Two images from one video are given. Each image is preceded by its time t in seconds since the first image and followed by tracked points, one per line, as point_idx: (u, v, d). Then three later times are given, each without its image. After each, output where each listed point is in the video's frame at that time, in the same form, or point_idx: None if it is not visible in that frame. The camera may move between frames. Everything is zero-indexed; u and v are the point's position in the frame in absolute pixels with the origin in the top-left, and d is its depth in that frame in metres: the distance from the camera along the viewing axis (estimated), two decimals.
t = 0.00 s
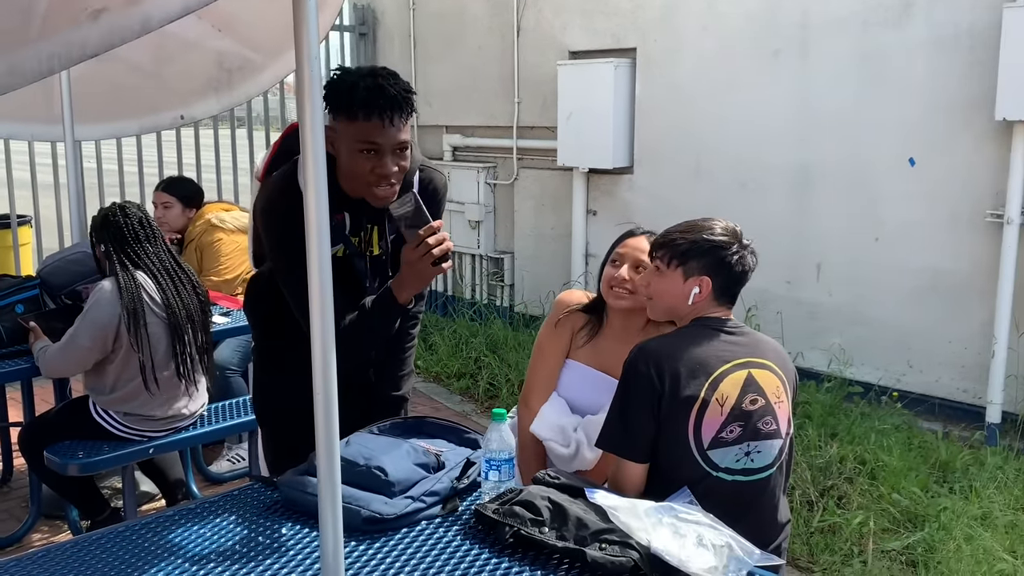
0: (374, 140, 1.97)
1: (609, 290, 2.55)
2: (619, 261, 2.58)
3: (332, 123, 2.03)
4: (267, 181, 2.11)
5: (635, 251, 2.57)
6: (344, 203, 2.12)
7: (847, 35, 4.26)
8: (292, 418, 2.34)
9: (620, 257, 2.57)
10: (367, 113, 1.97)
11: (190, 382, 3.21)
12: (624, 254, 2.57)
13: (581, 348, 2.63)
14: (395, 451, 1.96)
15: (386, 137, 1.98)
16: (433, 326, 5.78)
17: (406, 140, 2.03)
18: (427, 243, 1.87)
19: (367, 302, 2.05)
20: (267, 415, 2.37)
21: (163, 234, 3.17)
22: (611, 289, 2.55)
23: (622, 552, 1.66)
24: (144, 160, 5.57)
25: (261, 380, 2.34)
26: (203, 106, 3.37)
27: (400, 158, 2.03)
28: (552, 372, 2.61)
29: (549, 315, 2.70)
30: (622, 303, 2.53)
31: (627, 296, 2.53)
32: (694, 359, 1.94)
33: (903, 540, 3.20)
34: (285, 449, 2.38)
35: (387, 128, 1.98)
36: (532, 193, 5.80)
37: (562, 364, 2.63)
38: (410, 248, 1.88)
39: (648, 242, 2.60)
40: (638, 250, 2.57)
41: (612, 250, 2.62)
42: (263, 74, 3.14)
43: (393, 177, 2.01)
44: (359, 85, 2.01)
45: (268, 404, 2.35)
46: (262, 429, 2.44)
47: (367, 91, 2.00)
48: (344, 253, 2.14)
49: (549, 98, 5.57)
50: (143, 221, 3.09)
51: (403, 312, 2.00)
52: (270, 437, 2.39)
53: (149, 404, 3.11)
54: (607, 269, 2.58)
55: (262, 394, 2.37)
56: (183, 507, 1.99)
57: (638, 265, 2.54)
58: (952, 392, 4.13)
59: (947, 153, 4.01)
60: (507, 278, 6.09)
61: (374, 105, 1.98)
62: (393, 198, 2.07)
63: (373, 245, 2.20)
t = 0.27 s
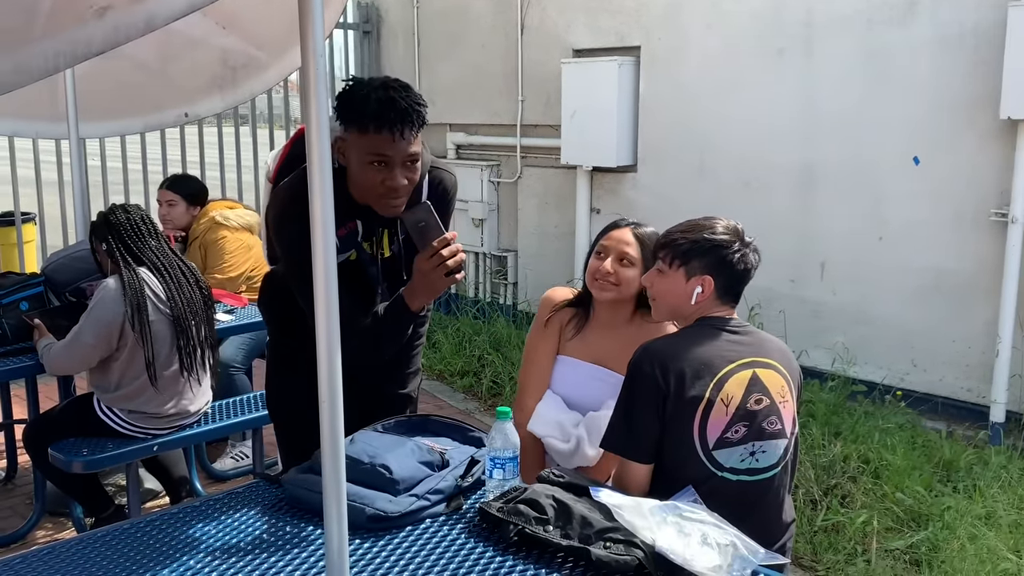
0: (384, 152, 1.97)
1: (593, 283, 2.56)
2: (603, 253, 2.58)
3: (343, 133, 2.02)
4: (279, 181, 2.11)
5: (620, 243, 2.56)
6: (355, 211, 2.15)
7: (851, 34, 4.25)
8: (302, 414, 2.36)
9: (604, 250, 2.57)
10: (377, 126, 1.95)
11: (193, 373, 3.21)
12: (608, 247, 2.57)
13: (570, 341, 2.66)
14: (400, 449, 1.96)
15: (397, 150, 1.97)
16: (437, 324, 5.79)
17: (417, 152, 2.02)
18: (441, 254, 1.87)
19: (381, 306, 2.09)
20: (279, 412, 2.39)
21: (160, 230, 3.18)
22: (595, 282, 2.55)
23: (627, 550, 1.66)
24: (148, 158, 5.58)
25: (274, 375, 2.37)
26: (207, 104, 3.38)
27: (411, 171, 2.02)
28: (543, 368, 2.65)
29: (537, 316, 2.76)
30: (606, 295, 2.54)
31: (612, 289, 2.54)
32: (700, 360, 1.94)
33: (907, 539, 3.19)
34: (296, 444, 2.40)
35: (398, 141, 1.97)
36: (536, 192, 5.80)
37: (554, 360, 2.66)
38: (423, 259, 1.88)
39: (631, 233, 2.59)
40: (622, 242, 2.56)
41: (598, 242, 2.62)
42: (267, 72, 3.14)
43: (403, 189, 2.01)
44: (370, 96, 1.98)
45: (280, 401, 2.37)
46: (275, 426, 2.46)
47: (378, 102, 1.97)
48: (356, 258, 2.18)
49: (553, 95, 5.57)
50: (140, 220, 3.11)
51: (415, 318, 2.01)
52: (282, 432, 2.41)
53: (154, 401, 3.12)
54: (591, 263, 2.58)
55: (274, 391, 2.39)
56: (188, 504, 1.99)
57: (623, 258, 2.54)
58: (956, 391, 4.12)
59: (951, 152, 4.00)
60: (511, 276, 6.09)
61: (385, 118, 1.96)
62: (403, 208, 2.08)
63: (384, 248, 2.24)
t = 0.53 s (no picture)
0: (394, 155, 1.97)
1: (584, 280, 2.61)
2: (594, 252, 2.62)
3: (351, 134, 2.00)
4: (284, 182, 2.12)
5: (610, 242, 2.61)
6: (357, 207, 2.14)
7: (853, 34, 4.25)
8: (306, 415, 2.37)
9: (596, 248, 2.62)
10: (388, 128, 1.95)
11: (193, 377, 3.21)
12: (599, 245, 2.62)
13: (556, 344, 2.69)
14: (402, 450, 1.95)
15: (407, 153, 1.98)
16: (439, 325, 5.78)
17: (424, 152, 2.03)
18: (441, 250, 1.86)
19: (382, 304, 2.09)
20: (284, 412, 2.40)
21: (160, 231, 3.18)
22: (585, 279, 2.59)
23: (629, 552, 1.66)
24: (149, 159, 5.58)
25: (281, 374, 2.38)
26: (209, 105, 3.37)
27: (417, 169, 2.04)
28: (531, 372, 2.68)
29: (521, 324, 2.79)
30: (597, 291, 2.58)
31: (602, 286, 2.58)
32: (702, 363, 1.94)
33: (910, 540, 3.19)
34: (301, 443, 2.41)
35: (408, 144, 1.98)
36: (537, 193, 5.80)
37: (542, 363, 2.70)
38: (423, 255, 1.88)
39: (621, 233, 2.64)
40: (613, 241, 2.61)
41: (586, 242, 2.66)
42: (268, 74, 3.14)
43: (409, 188, 2.04)
44: (379, 98, 1.97)
45: (285, 401, 2.38)
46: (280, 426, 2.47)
47: (388, 104, 1.96)
48: (359, 257, 2.19)
49: (554, 96, 5.57)
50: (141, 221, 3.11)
51: (414, 316, 2.01)
52: (287, 432, 2.42)
53: (155, 402, 3.12)
54: (582, 260, 2.63)
55: (280, 391, 2.40)
56: (190, 506, 1.99)
57: (614, 257, 2.59)
58: (958, 392, 4.12)
59: (953, 153, 4.00)
60: (512, 277, 6.09)
61: (395, 120, 1.95)
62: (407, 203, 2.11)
63: (388, 247, 2.23)
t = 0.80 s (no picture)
0: (382, 148, 1.96)
1: (581, 288, 2.61)
2: (592, 258, 2.61)
3: (342, 127, 2.01)
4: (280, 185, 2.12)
5: (608, 249, 2.59)
6: (352, 204, 2.13)
7: (851, 36, 4.25)
8: (304, 419, 2.37)
9: (594, 254, 2.60)
10: (377, 120, 1.95)
11: (191, 381, 3.21)
12: (596, 251, 2.60)
13: (560, 343, 2.70)
14: (400, 454, 1.95)
15: (395, 146, 1.97)
16: (437, 327, 5.78)
17: (415, 147, 2.02)
18: (426, 249, 1.88)
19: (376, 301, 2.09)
20: (280, 416, 2.40)
21: (158, 235, 3.18)
22: (584, 287, 2.59)
23: (628, 555, 1.65)
24: (147, 162, 5.58)
25: (279, 377, 2.37)
26: (206, 108, 3.37)
27: (408, 165, 2.03)
28: (533, 374, 2.69)
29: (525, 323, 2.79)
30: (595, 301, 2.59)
31: (599, 295, 2.58)
32: (699, 366, 1.94)
33: (908, 542, 3.19)
34: (298, 447, 2.40)
35: (396, 137, 1.97)
36: (534, 195, 5.80)
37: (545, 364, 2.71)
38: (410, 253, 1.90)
39: (619, 237, 2.62)
40: (611, 248, 2.59)
41: (585, 247, 2.65)
42: (266, 77, 3.14)
43: (399, 183, 2.02)
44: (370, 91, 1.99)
45: (282, 405, 2.38)
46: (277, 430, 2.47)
47: (378, 96, 1.98)
48: (354, 255, 2.17)
49: (552, 99, 5.57)
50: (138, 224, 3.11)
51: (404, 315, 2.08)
52: (284, 436, 2.41)
53: (153, 406, 3.11)
54: (580, 266, 2.62)
55: (277, 395, 2.40)
56: (187, 510, 1.99)
57: (611, 265, 2.58)
58: (956, 394, 4.12)
59: (951, 154, 4.00)
60: (510, 280, 6.09)
61: (385, 114, 1.96)
62: (397, 201, 2.08)
63: (383, 247, 2.19)
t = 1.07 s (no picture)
0: (371, 134, 1.97)
1: (584, 293, 2.61)
2: (596, 263, 2.61)
3: (330, 119, 2.02)
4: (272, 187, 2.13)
5: (613, 254, 2.59)
6: (343, 203, 2.14)
7: (844, 38, 4.26)
8: (298, 422, 2.37)
9: (598, 260, 2.60)
10: (365, 107, 1.96)
11: (183, 384, 3.19)
12: (600, 257, 2.60)
13: (559, 344, 2.71)
14: (393, 458, 1.95)
15: (384, 132, 1.98)
16: (431, 330, 5.77)
17: (404, 136, 2.03)
18: (413, 237, 1.82)
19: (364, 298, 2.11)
20: (274, 419, 2.40)
21: (151, 237, 3.17)
22: (587, 292, 2.59)
23: (621, 557, 1.65)
24: (140, 165, 5.57)
25: (273, 383, 2.37)
26: (199, 111, 3.37)
27: (398, 153, 2.03)
28: (531, 376, 2.69)
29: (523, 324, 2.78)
30: (598, 305, 2.59)
31: (602, 300, 2.59)
32: (692, 368, 1.94)
33: (902, 544, 3.19)
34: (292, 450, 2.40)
35: (384, 123, 1.98)
36: (528, 197, 5.80)
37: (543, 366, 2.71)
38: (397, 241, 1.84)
39: (622, 243, 2.62)
40: (615, 253, 2.59)
41: (587, 252, 2.64)
42: (258, 79, 3.13)
43: (390, 171, 2.01)
44: (357, 79, 2.00)
45: (277, 408, 2.38)
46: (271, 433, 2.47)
47: (364, 84, 1.99)
48: (346, 255, 2.20)
49: (546, 101, 5.57)
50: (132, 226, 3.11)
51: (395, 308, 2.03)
52: (278, 438, 2.41)
53: (144, 409, 3.10)
54: (583, 272, 2.62)
55: (271, 398, 2.39)
56: (179, 514, 1.98)
57: (616, 270, 2.58)
58: (950, 395, 4.12)
59: (944, 156, 4.01)
60: (504, 282, 6.09)
61: (372, 100, 1.98)
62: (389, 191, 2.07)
63: (375, 248, 2.21)
